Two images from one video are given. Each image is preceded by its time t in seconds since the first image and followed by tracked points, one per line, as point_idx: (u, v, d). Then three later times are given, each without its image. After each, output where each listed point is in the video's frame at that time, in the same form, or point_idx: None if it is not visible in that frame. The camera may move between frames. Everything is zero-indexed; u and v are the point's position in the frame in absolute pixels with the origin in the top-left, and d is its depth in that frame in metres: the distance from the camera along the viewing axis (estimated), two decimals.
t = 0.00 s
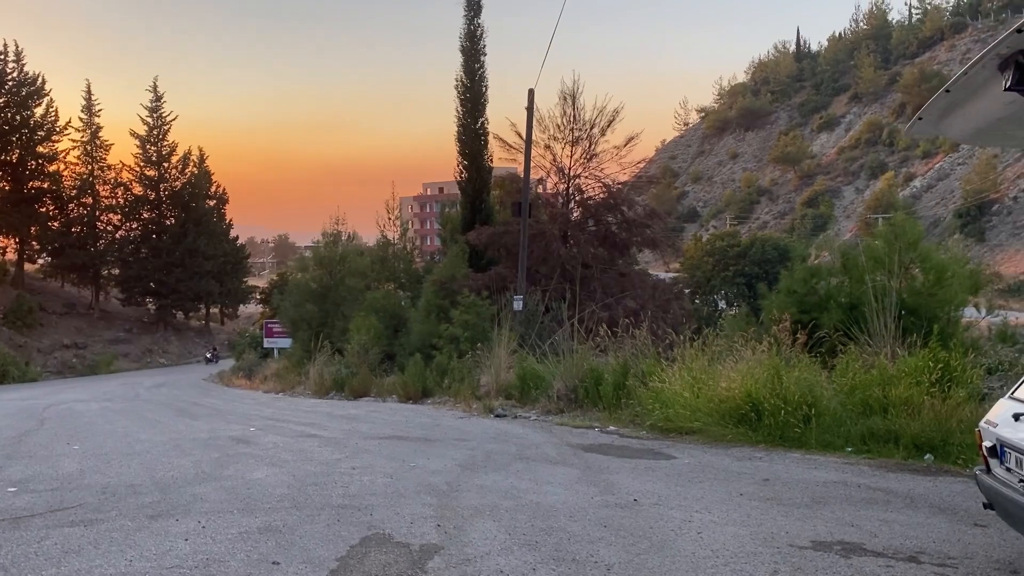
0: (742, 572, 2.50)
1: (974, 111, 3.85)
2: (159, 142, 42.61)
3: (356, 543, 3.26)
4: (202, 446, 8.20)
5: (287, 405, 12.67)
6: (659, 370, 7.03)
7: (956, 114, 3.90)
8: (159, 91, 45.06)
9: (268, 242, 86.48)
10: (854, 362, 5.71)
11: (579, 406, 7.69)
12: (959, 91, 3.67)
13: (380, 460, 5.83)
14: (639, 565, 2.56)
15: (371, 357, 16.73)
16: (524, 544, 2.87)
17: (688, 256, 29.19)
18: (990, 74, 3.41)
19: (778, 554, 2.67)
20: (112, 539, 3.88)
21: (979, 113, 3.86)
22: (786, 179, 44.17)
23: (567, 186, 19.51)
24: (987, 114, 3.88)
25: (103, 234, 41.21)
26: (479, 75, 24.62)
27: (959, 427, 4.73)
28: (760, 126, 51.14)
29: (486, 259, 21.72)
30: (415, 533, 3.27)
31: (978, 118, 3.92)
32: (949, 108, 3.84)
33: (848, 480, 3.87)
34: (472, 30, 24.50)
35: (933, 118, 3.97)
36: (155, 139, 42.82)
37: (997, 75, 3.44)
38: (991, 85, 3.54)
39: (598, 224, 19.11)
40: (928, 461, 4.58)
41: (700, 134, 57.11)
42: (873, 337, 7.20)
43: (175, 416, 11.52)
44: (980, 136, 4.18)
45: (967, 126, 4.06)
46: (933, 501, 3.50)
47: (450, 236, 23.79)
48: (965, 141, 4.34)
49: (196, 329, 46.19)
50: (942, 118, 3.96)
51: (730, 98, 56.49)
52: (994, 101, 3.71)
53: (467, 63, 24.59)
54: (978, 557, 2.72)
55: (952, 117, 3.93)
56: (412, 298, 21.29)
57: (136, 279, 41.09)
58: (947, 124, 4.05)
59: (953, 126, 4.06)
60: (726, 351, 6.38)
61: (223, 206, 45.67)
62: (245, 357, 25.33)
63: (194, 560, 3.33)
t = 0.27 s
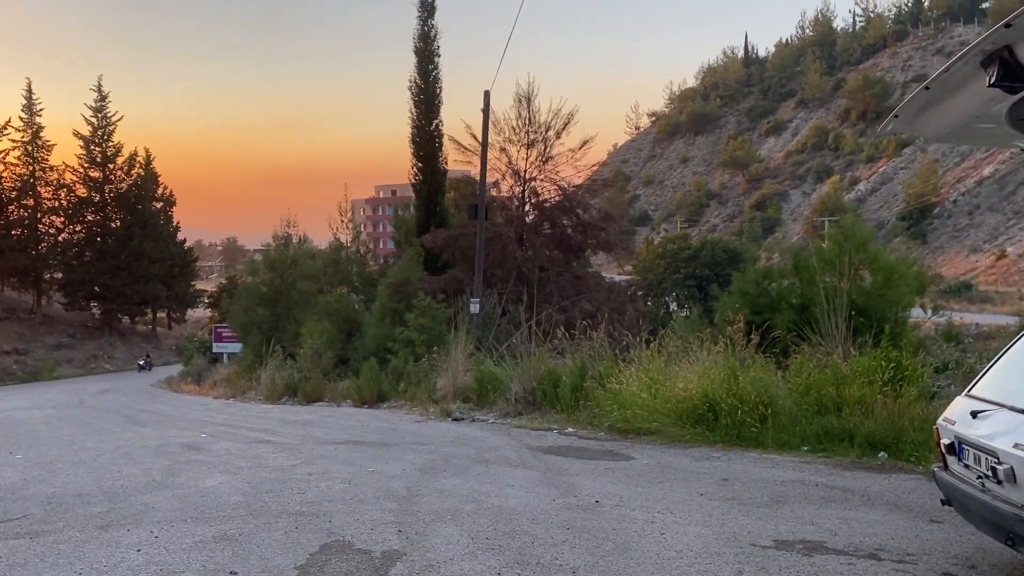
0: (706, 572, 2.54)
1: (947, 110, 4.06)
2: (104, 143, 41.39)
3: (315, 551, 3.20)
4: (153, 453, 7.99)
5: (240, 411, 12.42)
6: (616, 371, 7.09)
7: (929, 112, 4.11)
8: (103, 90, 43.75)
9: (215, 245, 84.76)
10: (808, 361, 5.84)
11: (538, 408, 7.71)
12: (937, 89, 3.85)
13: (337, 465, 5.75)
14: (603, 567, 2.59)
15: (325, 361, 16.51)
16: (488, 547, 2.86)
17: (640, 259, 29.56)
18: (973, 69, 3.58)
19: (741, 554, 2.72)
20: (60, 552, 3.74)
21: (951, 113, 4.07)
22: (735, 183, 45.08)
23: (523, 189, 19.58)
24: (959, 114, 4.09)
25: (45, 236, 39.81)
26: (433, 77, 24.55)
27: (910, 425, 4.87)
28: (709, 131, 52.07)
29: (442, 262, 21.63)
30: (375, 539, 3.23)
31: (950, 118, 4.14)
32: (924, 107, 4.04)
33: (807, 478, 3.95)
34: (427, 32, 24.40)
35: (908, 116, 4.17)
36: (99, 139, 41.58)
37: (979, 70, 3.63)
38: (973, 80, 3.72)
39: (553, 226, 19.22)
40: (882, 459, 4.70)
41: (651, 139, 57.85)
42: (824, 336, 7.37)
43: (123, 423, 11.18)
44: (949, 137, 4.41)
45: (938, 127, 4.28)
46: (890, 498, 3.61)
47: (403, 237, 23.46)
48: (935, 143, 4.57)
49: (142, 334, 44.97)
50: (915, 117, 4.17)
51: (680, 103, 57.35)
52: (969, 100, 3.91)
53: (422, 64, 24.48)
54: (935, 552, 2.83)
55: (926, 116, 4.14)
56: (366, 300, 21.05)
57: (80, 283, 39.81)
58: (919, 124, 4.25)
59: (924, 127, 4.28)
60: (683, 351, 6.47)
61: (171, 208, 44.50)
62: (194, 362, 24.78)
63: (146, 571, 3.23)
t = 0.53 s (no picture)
0: (670, 573, 2.59)
1: (922, 110, 4.56)
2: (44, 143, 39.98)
3: (275, 558, 3.15)
4: (99, 462, 7.73)
5: (188, 417, 12.11)
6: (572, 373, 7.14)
7: (905, 112, 4.61)
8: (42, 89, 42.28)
9: (159, 249, 82.66)
10: (759, 362, 5.98)
11: (494, 411, 7.70)
12: (915, 90, 4.32)
13: (293, 471, 5.65)
14: (568, 569, 2.62)
15: (276, 366, 16.22)
16: (451, 552, 2.86)
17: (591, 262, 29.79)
18: (954, 70, 4.01)
19: (703, 554, 2.77)
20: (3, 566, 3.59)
21: (924, 112, 4.58)
22: (682, 187, 45.77)
23: (477, 192, 19.57)
24: (931, 113, 4.60)
25: None
26: (385, 78, 24.39)
27: (859, 424, 5.02)
28: (658, 136, 52.82)
29: (396, 265, 21.45)
30: (337, 545, 3.19)
31: (924, 116, 4.65)
32: (900, 106, 4.53)
33: (762, 476, 4.03)
34: (379, 33, 24.23)
35: (882, 116, 4.69)
36: (39, 139, 40.15)
37: (959, 71, 4.05)
38: (952, 81, 4.16)
39: (508, 229, 19.24)
40: (833, 457, 4.83)
41: (600, 143, 58.39)
42: (774, 337, 7.55)
43: (65, 431, 10.80)
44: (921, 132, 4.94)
45: (911, 123, 4.80)
46: (844, 495, 3.72)
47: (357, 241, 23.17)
48: (907, 138, 5.09)
49: (84, 340, 43.61)
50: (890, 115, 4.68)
51: (629, 108, 58.05)
52: (944, 100, 4.39)
53: (374, 66, 24.30)
54: (890, 549, 2.94)
55: (901, 114, 4.64)
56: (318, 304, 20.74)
57: (18, 287, 38.39)
58: (894, 121, 4.76)
59: (900, 124, 4.79)
60: (638, 353, 6.54)
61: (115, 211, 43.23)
62: (139, 368, 24.10)
63: None
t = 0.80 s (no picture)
0: None
1: (905, 113, 4.72)
2: None
3: (233, 572, 3.07)
4: (40, 474, 7.43)
5: (132, 426, 11.73)
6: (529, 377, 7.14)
7: (887, 116, 4.82)
8: None
9: (99, 254, 80.17)
10: (714, 364, 6.08)
11: (450, 416, 7.65)
12: (900, 94, 4.49)
13: (247, 481, 5.52)
14: None
15: (225, 372, 15.85)
16: (415, 562, 2.85)
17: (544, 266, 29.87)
18: (946, 74, 4.16)
19: (670, 558, 2.84)
20: None
21: (905, 116, 4.76)
22: (631, 191, 46.27)
23: (430, 196, 19.51)
24: (915, 116, 4.75)
25: None
26: (335, 80, 24.12)
27: (812, 424, 5.14)
28: (607, 140, 53.37)
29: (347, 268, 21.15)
30: (297, 556, 3.13)
31: (904, 120, 4.87)
32: (884, 109, 4.72)
33: (721, 478, 4.10)
34: (328, 34, 23.94)
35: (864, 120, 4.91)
36: None
37: (949, 75, 4.18)
38: (940, 84, 4.30)
39: (461, 232, 19.15)
40: (788, 458, 4.93)
41: (550, 147, 58.70)
42: (727, 339, 7.69)
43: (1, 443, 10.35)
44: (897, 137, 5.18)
45: (891, 128, 5.03)
46: (803, 495, 3.82)
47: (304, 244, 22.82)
48: (883, 144, 5.35)
49: (20, 348, 41.98)
50: (871, 120, 4.90)
51: (578, 112, 58.52)
52: (930, 102, 4.53)
53: (323, 67, 23.99)
54: (852, 548, 3.06)
55: (883, 118, 4.84)
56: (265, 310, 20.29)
57: None
58: (874, 126, 4.99)
59: (880, 128, 5.02)
60: (595, 356, 6.58)
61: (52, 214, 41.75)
62: (80, 376, 23.29)
63: None
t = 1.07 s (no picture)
0: None
1: (879, 116, 4.80)
2: None
3: None
4: None
5: (70, 438, 11.28)
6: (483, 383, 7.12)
7: (861, 118, 4.88)
8: None
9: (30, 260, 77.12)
10: (667, 367, 6.16)
11: (404, 423, 7.57)
12: (878, 96, 4.54)
13: (195, 492, 5.36)
14: None
15: (169, 381, 15.40)
16: (375, 572, 2.81)
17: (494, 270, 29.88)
18: (925, 77, 4.20)
19: (631, 561, 2.86)
20: None
21: (878, 119, 4.85)
22: (579, 196, 46.64)
23: (380, 201, 19.37)
24: (889, 119, 4.83)
25: None
26: (282, 83, 23.73)
27: (764, 425, 5.24)
28: (555, 145, 53.77)
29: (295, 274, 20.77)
30: (252, 568, 3.05)
31: (877, 124, 4.95)
32: (860, 111, 4.76)
33: (678, 480, 4.15)
34: (275, 36, 23.56)
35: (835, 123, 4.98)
36: None
37: (928, 78, 4.22)
38: (917, 86, 4.33)
39: (412, 237, 19.03)
40: (742, 458, 5.01)
41: (499, 152, 58.79)
42: (678, 342, 7.81)
43: None
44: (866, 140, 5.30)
45: (864, 130, 5.10)
46: (759, 496, 3.89)
47: (250, 249, 22.36)
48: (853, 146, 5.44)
49: None
50: (847, 122, 4.96)
51: (526, 117, 58.78)
52: (904, 105, 4.59)
53: (270, 70, 23.59)
54: (809, 548, 3.13)
55: (859, 119, 4.89)
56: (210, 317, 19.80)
57: None
58: (849, 128, 5.05)
59: (854, 131, 5.09)
60: (549, 361, 6.60)
61: None
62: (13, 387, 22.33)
63: None
